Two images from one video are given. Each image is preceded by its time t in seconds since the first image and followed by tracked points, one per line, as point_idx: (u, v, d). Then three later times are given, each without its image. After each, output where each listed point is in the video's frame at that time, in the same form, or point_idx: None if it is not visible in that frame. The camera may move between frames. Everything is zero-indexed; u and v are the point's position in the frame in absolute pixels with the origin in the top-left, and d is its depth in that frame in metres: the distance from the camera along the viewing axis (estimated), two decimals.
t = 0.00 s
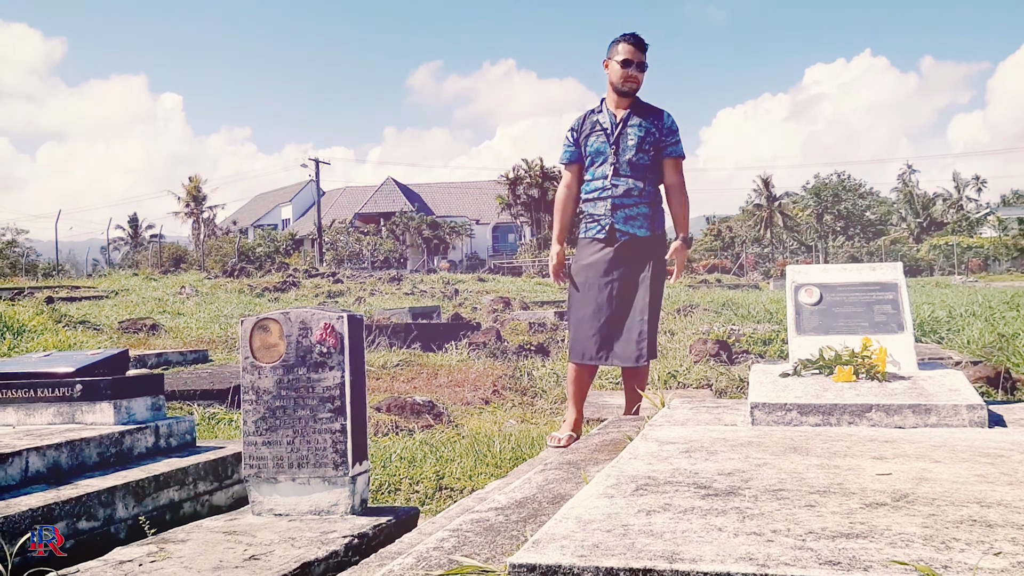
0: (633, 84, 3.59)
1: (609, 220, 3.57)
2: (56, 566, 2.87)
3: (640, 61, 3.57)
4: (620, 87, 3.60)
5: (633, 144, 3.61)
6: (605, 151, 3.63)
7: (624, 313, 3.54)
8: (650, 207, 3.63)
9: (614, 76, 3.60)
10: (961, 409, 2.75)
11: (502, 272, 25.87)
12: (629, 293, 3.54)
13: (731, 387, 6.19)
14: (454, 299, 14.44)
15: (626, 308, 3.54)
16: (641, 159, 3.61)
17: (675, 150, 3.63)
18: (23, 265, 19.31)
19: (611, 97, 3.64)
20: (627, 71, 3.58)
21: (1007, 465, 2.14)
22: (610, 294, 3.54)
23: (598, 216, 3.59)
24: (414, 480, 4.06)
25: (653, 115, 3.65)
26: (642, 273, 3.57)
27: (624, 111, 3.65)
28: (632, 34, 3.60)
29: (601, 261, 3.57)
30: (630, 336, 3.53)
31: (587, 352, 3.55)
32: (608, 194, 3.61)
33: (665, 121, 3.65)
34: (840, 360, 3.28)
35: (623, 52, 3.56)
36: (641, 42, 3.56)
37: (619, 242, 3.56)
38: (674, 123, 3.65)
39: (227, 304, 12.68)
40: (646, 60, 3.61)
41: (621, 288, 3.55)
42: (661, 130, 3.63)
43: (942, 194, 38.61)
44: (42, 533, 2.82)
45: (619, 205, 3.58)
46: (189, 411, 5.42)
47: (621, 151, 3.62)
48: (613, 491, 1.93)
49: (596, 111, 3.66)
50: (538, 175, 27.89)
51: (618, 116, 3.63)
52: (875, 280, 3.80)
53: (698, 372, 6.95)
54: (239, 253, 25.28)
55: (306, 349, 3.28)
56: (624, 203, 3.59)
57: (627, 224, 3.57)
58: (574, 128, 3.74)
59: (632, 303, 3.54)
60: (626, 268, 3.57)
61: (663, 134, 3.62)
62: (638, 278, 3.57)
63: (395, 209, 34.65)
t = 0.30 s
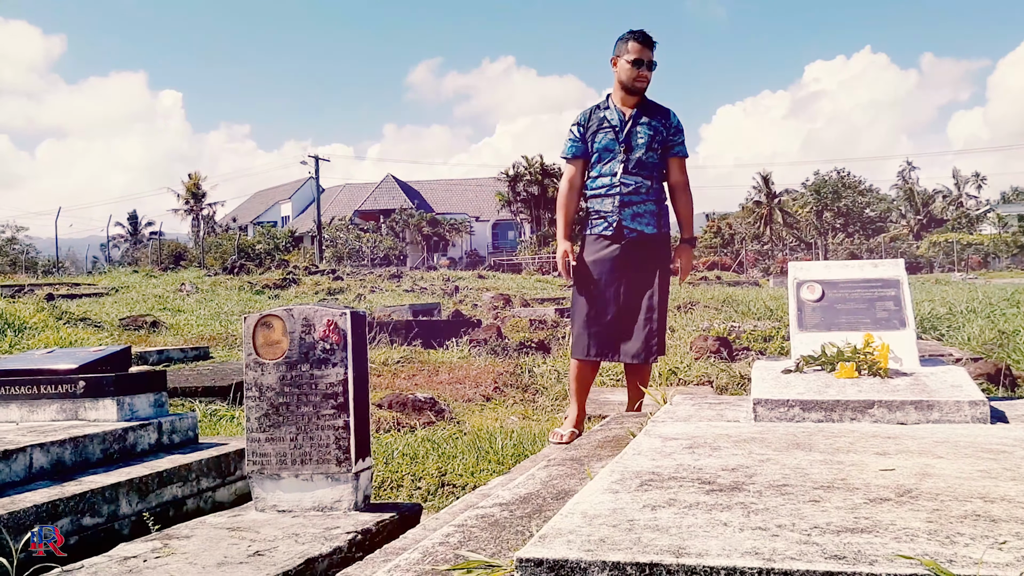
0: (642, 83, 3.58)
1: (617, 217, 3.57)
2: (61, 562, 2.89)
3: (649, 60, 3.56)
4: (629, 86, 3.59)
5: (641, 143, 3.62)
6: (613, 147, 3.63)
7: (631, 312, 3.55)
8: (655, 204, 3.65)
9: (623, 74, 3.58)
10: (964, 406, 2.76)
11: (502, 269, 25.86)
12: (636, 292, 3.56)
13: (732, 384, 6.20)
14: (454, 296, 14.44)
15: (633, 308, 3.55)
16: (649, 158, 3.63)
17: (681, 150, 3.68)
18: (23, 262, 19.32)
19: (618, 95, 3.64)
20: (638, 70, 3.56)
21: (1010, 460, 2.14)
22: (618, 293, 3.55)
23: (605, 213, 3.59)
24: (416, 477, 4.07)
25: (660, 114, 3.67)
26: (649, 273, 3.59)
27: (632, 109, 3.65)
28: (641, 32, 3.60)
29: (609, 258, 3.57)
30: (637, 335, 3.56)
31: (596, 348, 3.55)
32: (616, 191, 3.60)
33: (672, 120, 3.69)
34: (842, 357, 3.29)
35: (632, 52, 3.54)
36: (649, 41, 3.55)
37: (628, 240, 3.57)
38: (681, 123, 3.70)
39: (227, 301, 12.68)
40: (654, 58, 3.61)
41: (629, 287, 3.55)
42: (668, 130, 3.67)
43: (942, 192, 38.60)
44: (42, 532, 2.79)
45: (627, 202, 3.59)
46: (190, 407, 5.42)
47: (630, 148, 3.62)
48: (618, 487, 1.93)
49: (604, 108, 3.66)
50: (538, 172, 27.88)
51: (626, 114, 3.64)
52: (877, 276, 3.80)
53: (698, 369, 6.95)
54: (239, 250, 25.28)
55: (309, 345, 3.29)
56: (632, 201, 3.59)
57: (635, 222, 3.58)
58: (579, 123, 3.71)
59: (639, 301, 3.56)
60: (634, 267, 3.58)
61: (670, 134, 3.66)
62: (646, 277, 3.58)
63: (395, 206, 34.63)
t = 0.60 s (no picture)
0: (644, 84, 3.62)
1: (620, 217, 3.57)
2: (62, 564, 2.89)
3: (650, 62, 3.60)
4: (631, 87, 3.62)
5: (644, 144, 3.65)
6: (616, 148, 3.63)
7: (633, 315, 3.57)
8: (656, 206, 3.66)
9: (624, 76, 3.61)
10: (962, 406, 2.77)
11: (500, 270, 25.88)
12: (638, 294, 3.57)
13: (730, 385, 6.21)
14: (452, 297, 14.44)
15: (635, 310, 3.57)
16: (651, 159, 3.66)
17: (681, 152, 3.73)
18: (20, 263, 19.33)
19: (620, 97, 3.66)
20: (640, 72, 3.59)
21: (1009, 462, 2.15)
22: (620, 297, 3.55)
23: (608, 213, 3.58)
24: (416, 478, 4.07)
25: (660, 117, 3.71)
26: (651, 275, 3.61)
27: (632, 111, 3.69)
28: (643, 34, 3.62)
29: (611, 261, 3.56)
30: (637, 337, 3.59)
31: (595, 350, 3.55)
32: (619, 191, 3.59)
33: (670, 123, 3.74)
34: (841, 358, 3.30)
35: (634, 53, 3.57)
36: (650, 43, 3.59)
37: (631, 241, 3.57)
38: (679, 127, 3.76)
39: (225, 301, 12.68)
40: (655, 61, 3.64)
41: (631, 290, 3.56)
42: (668, 132, 3.72)
43: (939, 192, 38.69)
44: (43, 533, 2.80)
45: (630, 202, 3.58)
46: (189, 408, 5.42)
47: (633, 149, 3.63)
48: (619, 488, 1.94)
49: (606, 108, 3.67)
50: (536, 172, 27.89)
51: (627, 115, 3.66)
52: (875, 277, 3.81)
53: (697, 369, 6.97)
54: (236, 250, 25.27)
55: (309, 347, 3.29)
56: (635, 201, 3.59)
57: (637, 222, 3.58)
58: (581, 122, 3.69)
59: (641, 304, 3.57)
60: (636, 269, 3.58)
61: (669, 137, 3.70)
62: (647, 279, 3.60)
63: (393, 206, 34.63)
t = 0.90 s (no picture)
0: (632, 81, 3.63)
1: (615, 217, 3.58)
2: (57, 564, 2.88)
3: (637, 57, 3.61)
4: (620, 86, 3.63)
5: (636, 145, 3.68)
6: (609, 147, 3.63)
7: (629, 315, 3.56)
8: (648, 205, 3.69)
9: (613, 73, 3.62)
10: (958, 406, 2.78)
11: (496, 271, 25.89)
12: (632, 294, 3.56)
13: (726, 385, 6.21)
14: (448, 298, 14.44)
15: (630, 311, 3.56)
16: (643, 160, 3.69)
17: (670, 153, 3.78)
18: (15, 264, 19.30)
19: (610, 96, 3.67)
20: (627, 67, 3.60)
21: (1006, 460, 2.15)
22: (615, 298, 3.54)
23: (603, 213, 3.58)
24: (412, 478, 4.07)
25: (648, 118, 3.76)
26: (645, 276, 3.60)
27: (620, 110, 3.70)
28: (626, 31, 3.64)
29: (605, 262, 3.55)
30: (632, 337, 3.59)
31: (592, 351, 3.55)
32: (613, 191, 3.60)
33: (658, 124, 3.79)
34: (837, 357, 3.30)
35: (621, 51, 3.59)
36: (636, 41, 3.61)
37: (626, 240, 3.58)
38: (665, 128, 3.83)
39: (220, 302, 12.67)
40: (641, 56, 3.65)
41: (626, 291, 3.55)
42: (656, 133, 3.77)
43: (934, 194, 38.81)
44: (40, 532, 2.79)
45: (624, 202, 3.59)
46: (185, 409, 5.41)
47: (625, 150, 3.65)
48: (616, 486, 1.94)
49: (595, 108, 3.67)
50: (532, 174, 27.92)
51: (618, 115, 3.68)
52: (871, 278, 3.82)
53: (693, 370, 6.98)
54: (232, 251, 25.24)
55: (305, 346, 3.28)
56: (629, 201, 3.60)
57: (632, 222, 3.60)
58: (572, 121, 3.67)
59: (636, 304, 3.57)
60: (631, 270, 3.58)
61: (658, 137, 3.76)
62: (641, 280, 3.59)
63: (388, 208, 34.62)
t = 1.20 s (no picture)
0: (613, 77, 3.62)
1: (606, 216, 3.58)
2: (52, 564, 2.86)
3: (614, 51, 3.61)
4: (602, 83, 3.63)
5: (624, 143, 3.68)
6: (598, 147, 3.62)
7: (621, 315, 3.56)
8: (635, 204, 3.71)
9: (593, 70, 3.62)
10: (956, 404, 2.77)
11: (494, 271, 25.88)
12: (623, 293, 3.57)
13: (723, 385, 6.21)
14: (445, 298, 14.42)
15: (622, 309, 3.57)
16: (630, 158, 3.70)
17: (653, 151, 3.79)
18: (11, 264, 19.24)
19: (593, 94, 3.66)
20: (604, 61, 3.60)
21: (1004, 459, 2.15)
22: (607, 297, 3.54)
23: (594, 213, 3.58)
24: (409, 478, 4.06)
25: (633, 116, 3.76)
26: (634, 276, 3.62)
27: (605, 108, 3.69)
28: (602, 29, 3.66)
29: (595, 261, 3.56)
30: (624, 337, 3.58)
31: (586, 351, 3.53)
32: (603, 190, 3.60)
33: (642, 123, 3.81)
34: (834, 356, 3.30)
35: (599, 47, 3.59)
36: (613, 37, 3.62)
37: (616, 239, 3.59)
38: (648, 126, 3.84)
39: (217, 302, 12.64)
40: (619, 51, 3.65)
41: (617, 290, 3.56)
42: (642, 131, 3.78)
43: (930, 194, 38.90)
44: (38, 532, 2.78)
45: (615, 201, 3.60)
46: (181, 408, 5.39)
47: (614, 149, 3.65)
48: (613, 485, 1.93)
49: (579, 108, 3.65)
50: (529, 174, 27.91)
51: (604, 114, 3.67)
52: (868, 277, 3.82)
53: (690, 370, 6.98)
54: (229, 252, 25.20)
55: (302, 345, 3.27)
56: (619, 200, 3.62)
57: (622, 221, 3.61)
58: (558, 120, 3.63)
59: (627, 304, 3.58)
60: (621, 269, 3.59)
61: (643, 136, 3.77)
62: (631, 279, 3.61)
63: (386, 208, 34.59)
